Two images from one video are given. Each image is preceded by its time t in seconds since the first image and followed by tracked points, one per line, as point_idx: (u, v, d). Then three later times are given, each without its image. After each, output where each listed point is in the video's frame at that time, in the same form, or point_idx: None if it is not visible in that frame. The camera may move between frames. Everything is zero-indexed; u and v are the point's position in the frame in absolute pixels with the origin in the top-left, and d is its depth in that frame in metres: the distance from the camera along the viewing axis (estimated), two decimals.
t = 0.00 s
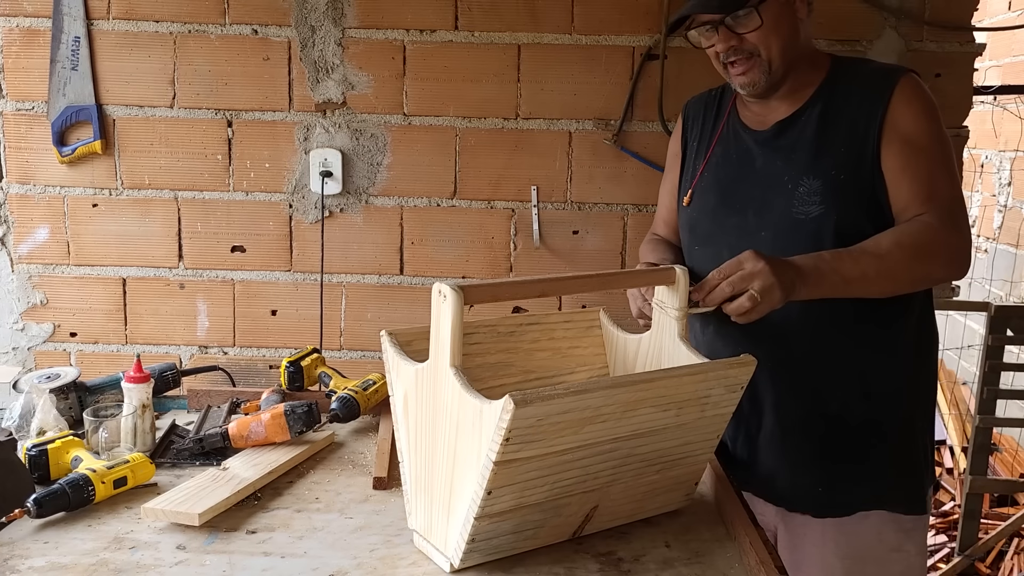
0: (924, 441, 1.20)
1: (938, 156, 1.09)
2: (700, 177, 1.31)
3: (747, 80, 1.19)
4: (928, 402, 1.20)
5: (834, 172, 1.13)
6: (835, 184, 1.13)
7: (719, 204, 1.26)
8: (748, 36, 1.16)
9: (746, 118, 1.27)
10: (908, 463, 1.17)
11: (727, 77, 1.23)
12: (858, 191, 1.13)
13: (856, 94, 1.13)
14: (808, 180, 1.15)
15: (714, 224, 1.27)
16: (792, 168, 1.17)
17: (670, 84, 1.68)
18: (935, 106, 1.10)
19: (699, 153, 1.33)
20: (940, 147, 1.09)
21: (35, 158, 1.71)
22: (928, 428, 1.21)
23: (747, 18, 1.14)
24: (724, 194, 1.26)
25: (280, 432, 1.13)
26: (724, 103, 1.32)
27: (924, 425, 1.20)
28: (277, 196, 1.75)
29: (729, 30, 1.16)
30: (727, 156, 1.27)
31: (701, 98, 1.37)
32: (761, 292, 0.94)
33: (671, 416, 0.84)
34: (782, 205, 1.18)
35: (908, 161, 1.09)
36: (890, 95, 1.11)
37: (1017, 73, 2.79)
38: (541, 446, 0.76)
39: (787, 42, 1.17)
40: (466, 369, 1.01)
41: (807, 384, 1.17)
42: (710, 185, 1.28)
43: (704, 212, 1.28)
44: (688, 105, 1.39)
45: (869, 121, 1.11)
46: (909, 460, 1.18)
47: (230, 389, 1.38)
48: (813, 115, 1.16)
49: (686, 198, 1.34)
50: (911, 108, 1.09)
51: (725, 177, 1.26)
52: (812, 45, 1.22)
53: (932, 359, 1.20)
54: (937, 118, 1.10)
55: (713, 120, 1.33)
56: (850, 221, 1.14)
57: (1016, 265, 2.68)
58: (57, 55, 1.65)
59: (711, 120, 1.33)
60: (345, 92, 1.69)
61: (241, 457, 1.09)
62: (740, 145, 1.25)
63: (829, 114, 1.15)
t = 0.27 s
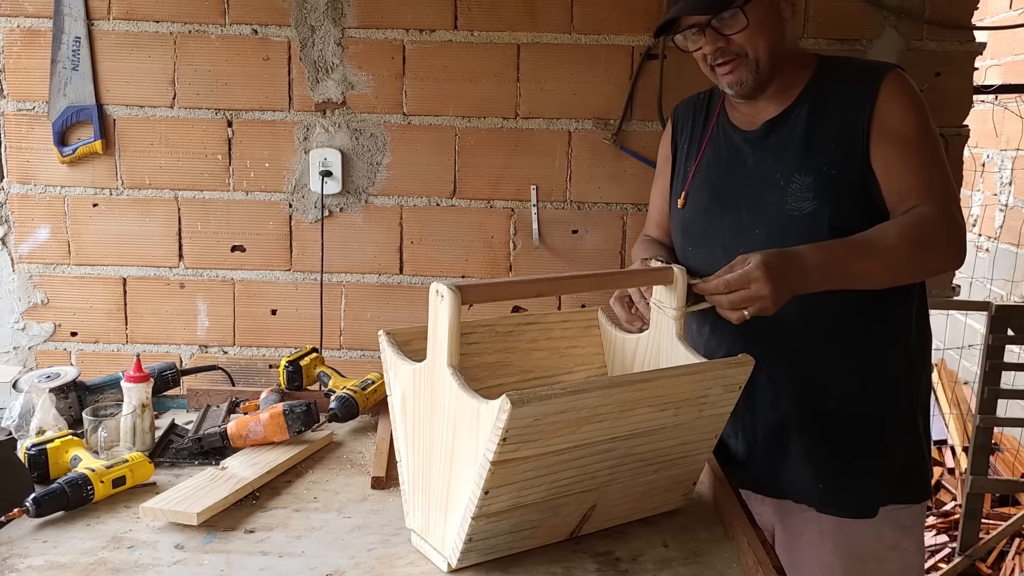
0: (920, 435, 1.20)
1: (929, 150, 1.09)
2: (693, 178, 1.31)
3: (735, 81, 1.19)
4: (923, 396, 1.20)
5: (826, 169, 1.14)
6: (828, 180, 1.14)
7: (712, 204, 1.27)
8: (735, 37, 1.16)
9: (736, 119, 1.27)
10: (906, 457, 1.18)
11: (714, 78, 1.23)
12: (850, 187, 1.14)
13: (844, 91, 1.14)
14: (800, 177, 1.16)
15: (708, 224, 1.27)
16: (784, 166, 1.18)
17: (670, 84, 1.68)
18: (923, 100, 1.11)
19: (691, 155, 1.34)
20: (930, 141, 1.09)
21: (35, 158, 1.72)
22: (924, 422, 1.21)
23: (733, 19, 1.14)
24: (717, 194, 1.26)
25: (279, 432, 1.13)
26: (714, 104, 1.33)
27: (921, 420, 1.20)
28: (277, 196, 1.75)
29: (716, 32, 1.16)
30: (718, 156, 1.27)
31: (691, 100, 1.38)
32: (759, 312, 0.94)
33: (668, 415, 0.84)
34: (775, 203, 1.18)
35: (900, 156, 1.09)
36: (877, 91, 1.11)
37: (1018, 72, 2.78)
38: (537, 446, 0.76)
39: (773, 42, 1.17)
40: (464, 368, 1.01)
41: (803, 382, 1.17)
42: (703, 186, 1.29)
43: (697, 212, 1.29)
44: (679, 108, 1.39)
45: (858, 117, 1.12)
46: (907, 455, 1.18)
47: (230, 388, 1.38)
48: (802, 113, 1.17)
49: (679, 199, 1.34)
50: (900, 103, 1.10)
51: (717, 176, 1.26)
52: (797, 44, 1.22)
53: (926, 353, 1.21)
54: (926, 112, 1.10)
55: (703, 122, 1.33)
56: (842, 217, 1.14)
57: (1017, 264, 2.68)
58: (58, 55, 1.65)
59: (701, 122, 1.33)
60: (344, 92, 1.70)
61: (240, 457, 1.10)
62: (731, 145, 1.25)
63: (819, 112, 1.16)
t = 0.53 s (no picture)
0: (917, 431, 1.20)
1: (924, 145, 1.09)
2: (686, 178, 1.31)
3: (726, 80, 1.19)
4: (918, 392, 1.20)
5: (820, 167, 1.14)
6: (822, 178, 1.14)
7: (705, 203, 1.26)
8: (724, 37, 1.16)
9: (728, 118, 1.27)
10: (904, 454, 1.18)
11: (705, 78, 1.23)
12: (845, 183, 1.13)
13: (836, 89, 1.14)
14: (794, 176, 1.16)
15: (701, 224, 1.27)
16: (779, 164, 1.17)
17: (670, 83, 1.68)
18: (915, 96, 1.11)
19: (684, 155, 1.33)
20: (924, 137, 1.10)
21: (35, 157, 1.72)
22: (921, 418, 1.21)
23: (722, 18, 1.15)
24: (710, 193, 1.26)
25: (277, 430, 1.13)
26: (706, 104, 1.33)
27: (917, 416, 1.20)
28: (276, 194, 1.75)
29: (705, 32, 1.16)
30: (711, 156, 1.27)
31: (684, 100, 1.37)
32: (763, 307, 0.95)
33: (664, 414, 0.84)
34: (769, 202, 1.18)
35: (895, 152, 1.09)
36: (869, 87, 1.11)
37: (1019, 70, 2.77)
38: (532, 445, 0.76)
39: (762, 40, 1.17)
40: (461, 366, 1.01)
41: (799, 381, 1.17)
42: (696, 186, 1.28)
43: (691, 213, 1.29)
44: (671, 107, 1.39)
45: (851, 114, 1.12)
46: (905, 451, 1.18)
47: (228, 387, 1.38)
48: (794, 111, 1.17)
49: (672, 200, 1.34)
50: (893, 99, 1.10)
51: (711, 176, 1.26)
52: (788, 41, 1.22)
53: (920, 348, 1.21)
54: (919, 108, 1.10)
55: (696, 122, 1.33)
56: (837, 215, 1.14)
57: (1017, 263, 2.67)
58: (57, 54, 1.65)
59: (694, 122, 1.33)
60: (344, 90, 1.70)
61: (238, 455, 1.10)
62: (723, 144, 1.25)
63: (813, 108, 1.15)
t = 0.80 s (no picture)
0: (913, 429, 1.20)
1: (918, 143, 1.09)
2: (684, 178, 1.31)
3: (724, 80, 1.19)
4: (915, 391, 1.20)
5: (817, 165, 1.14)
6: (819, 176, 1.14)
7: (703, 202, 1.26)
8: (721, 37, 1.17)
9: (726, 117, 1.27)
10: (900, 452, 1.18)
11: (703, 79, 1.23)
12: (842, 181, 1.13)
13: (833, 87, 1.14)
14: (791, 174, 1.16)
15: (700, 223, 1.27)
16: (776, 162, 1.17)
17: (669, 82, 1.68)
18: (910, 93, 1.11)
19: (682, 155, 1.33)
20: (919, 134, 1.10)
21: (35, 156, 1.72)
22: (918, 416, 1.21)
23: (718, 18, 1.15)
24: (708, 192, 1.26)
25: (275, 429, 1.13)
26: (705, 103, 1.32)
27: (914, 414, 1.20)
28: (276, 193, 1.75)
29: (701, 32, 1.17)
30: (709, 155, 1.27)
31: (683, 99, 1.37)
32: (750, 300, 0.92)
33: (661, 413, 0.84)
34: (766, 201, 1.18)
35: (889, 149, 1.09)
36: (865, 85, 1.11)
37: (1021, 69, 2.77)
38: (527, 444, 0.76)
39: (759, 39, 1.18)
40: (457, 365, 1.01)
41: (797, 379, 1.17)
42: (694, 185, 1.28)
43: (689, 212, 1.28)
44: (670, 106, 1.39)
45: (847, 112, 1.12)
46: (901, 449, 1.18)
47: (227, 385, 1.38)
48: (791, 110, 1.17)
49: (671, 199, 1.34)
50: (888, 97, 1.10)
51: (709, 175, 1.26)
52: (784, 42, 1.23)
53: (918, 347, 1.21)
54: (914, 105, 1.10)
55: (694, 121, 1.33)
56: (834, 213, 1.14)
57: (1019, 262, 2.67)
58: (57, 53, 1.65)
59: (693, 121, 1.33)
60: (343, 89, 1.70)
61: (236, 454, 1.10)
62: (721, 143, 1.25)
63: (809, 106, 1.15)
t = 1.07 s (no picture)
0: (911, 430, 1.19)
1: (917, 142, 1.08)
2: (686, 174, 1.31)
3: (730, 77, 1.19)
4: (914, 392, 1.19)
5: (816, 162, 1.13)
6: (818, 173, 1.14)
7: (703, 198, 1.26)
8: (728, 33, 1.17)
9: (730, 114, 1.27)
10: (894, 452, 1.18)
11: (709, 75, 1.24)
12: (841, 178, 1.13)
13: (835, 84, 1.14)
14: (790, 170, 1.16)
15: (700, 219, 1.27)
16: (775, 159, 1.17)
17: (669, 81, 1.68)
18: (912, 92, 1.10)
19: (686, 151, 1.33)
20: (918, 133, 1.09)
21: (37, 154, 1.73)
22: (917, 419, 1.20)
23: (726, 15, 1.15)
24: (709, 188, 1.26)
25: (272, 426, 1.14)
26: (710, 100, 1.33)
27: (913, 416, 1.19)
28: (277, 192, 1.76)
29: (709, 28, 1.17)
30: (711, 151, 1.27)
31: (689, 95, 1.37)
32: (742, 308, 0.90)
33: (656, 410, 0.84)
34: (765, 196, 1.18)
35: (886, 146, 1.08)
36: (866, 82, 1.11)
37: None
38: (521, 441, 0.77)
39: (766, 37, 1.18)
40: (454, 362, 1.01)
41: (796, 376, 1.16)
42: (695, 181, 1.28)
43: (689, 208, 1.29)
44: (676, 102, 1.39)
45: (847, 109, 1.11)
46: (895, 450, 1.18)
47: (226, 383, 1.38)
48: (793, 106, 1.17)
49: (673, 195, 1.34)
50: (889, 94, 1.09)
51: (710, 171, 1.26)
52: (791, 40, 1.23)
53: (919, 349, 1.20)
54: (915, 104, 1.10)
55: (698, 117, 1.33)
56: (832, 210, 1.14)
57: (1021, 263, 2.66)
58: (59, 52, 1.66)
59: (697, 117, 1.33)
60: (344, 88, 1.70)
61: (233, 450, 1.10)
62: (723, 140, 1.25)
63: (810, 104, 1.15)
